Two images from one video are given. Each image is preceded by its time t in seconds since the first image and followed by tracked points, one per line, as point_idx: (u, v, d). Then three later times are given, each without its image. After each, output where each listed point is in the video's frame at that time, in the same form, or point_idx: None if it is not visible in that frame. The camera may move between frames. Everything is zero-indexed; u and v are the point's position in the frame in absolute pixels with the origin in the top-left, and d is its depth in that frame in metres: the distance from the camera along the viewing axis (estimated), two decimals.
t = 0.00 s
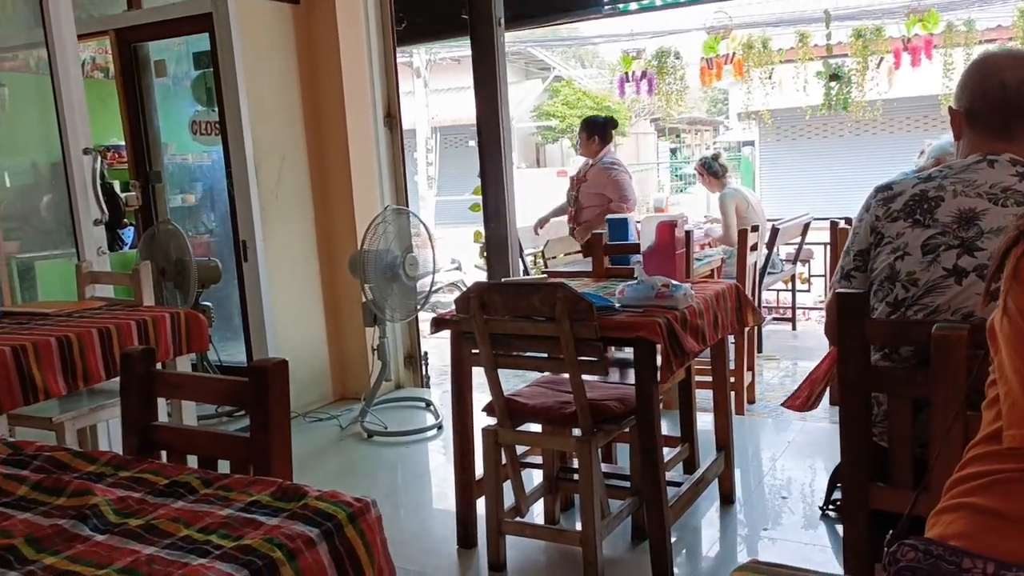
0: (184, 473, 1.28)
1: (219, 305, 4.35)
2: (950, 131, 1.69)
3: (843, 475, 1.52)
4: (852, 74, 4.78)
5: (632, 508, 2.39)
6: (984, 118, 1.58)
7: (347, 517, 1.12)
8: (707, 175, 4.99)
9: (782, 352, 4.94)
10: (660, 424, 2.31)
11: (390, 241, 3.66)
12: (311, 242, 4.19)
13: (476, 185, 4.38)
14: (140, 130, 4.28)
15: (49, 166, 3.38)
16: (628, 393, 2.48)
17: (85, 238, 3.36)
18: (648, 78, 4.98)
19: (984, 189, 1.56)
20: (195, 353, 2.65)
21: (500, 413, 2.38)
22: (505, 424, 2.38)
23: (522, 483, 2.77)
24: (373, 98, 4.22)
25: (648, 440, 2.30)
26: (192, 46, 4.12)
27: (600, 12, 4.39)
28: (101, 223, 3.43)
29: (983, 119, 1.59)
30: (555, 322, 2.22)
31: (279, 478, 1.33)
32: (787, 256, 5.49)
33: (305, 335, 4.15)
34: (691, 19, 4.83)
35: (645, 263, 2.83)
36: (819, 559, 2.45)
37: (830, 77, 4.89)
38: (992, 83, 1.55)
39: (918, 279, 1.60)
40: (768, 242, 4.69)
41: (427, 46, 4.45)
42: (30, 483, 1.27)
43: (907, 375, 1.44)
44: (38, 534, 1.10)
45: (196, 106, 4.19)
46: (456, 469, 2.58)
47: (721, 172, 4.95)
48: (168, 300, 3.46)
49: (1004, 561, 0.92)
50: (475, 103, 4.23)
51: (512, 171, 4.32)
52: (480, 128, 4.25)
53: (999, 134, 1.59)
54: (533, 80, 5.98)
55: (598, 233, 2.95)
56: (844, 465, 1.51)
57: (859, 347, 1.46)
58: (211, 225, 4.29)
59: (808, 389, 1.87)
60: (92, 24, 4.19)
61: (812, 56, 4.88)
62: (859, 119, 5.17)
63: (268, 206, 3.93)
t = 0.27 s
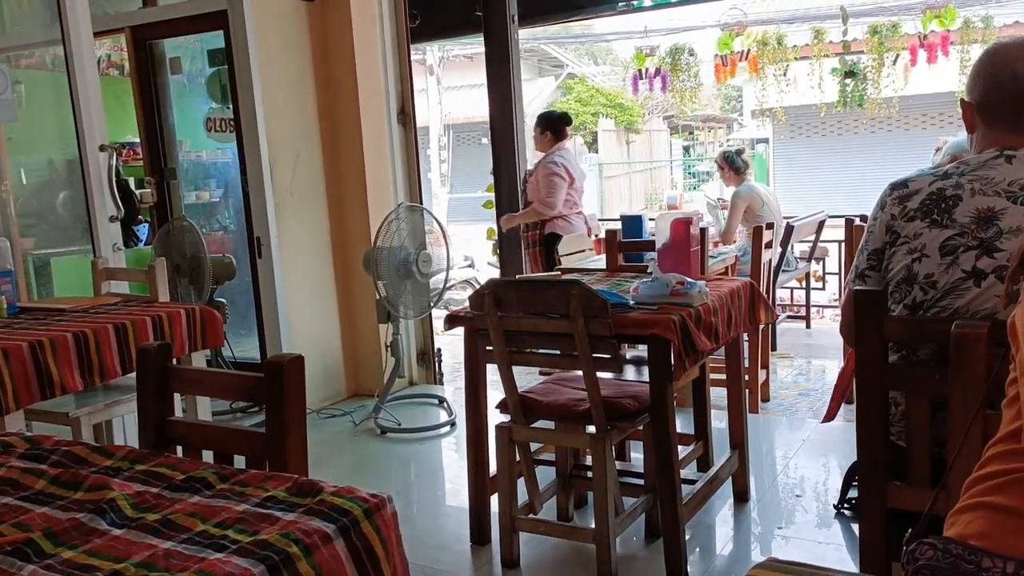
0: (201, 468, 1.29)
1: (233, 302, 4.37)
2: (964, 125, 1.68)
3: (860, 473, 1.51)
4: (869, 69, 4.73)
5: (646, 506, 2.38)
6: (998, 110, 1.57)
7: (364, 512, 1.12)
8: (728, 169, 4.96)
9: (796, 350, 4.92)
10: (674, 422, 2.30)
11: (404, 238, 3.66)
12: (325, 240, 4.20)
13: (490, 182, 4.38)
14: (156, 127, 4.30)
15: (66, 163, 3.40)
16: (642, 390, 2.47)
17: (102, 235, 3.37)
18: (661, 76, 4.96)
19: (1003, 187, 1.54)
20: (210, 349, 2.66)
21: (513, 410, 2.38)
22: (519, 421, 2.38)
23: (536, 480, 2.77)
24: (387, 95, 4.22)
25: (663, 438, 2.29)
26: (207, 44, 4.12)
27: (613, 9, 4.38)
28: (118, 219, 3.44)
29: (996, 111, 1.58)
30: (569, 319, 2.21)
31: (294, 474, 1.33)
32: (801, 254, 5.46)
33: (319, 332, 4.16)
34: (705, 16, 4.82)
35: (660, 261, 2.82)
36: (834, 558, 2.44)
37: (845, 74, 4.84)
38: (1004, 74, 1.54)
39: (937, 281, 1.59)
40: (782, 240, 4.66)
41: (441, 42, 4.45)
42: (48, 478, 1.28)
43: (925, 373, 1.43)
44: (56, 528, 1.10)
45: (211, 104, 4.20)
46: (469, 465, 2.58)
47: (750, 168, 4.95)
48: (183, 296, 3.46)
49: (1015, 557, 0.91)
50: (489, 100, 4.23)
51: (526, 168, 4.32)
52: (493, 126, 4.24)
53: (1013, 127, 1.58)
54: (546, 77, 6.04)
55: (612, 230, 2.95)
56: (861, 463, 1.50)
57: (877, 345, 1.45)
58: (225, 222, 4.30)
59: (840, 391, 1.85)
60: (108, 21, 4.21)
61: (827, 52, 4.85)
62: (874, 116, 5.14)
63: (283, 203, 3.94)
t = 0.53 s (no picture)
0: (203, 469, 1.29)
1: (237, 302, 4.38)
2: (959, 126, 1.68)
3: (863, 475, 1.50)
4: (875, 69, 4.70)
5: (648, 507, 2.38)
6: (991, 109, 1.57)
7: (365, 514, 1.12)
8: (743, 166, 4.91)
9: (799, 350, 4.92)
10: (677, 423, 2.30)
11: (407, 238, 3.66)
12: (328, 240, 4.20)
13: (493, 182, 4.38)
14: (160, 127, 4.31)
15: (70, 163, 3.41)
16: (645, 391, 2.47)
17: (105, 235, 3.38)
18: (664, 76, 4.90)
19: (998, 190, 1.54)
20: (213, 348, 2.67)
21: (516, 411, 2.38)
22: (521, 421, 2.38)
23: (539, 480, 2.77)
24: (390, 95, 4.22)
25: (665, 439, 2.29)
26: (210, 43, 4.13)
27: (617, 9, 4.37)
28: (121, 219, 3.45)
29: (989, 109, 1.57)
30: (572, 320, 2.21)
31: (296, 474, 1.33)
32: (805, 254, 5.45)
33: (322, 332, 4.16)
34: (709, 16, 4.82)
35: (663, 261, 2.81)
36: (837, 560, 2.44)
37: (851, 74, 4.79)
38: (996, 72, 1.54)
39: (933, 287, 1.58)
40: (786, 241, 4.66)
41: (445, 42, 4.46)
42: (52, 478, 1.28)
43: (928, 376, 1.42)
44: (59, 529, 1.10)
45: (214, 104, 4.20)
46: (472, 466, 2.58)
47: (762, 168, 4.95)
48: (186, 296, 3.46)
49: (1018, 560, 0.91)
50: (492, 100, 4.23)
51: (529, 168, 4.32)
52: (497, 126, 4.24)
53: (1008, 126, 1.57)
54: (549, 77, 6.31)
55: (616, 231, 2.95)
56: (864, 466, 1.50)
57: (879, 347, 1.44)
58: (229, 222, 4.30)
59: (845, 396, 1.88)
60: (113, 21, 4.22)
61: (831, 52, 4.83)
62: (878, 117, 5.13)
63: (286, 203, 3.95)
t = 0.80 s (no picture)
0: (206, 469, 1.29)
1: (239, 302, 4.38)
2: (952, 128, 1.69)
3: (864, 476, 1.51)
4: (876, 72, 4.75)
5: (650, 507, 2.38)
6: (980, 112, 1.58)
7: (368, 514, 1.12)
8: (740, 166, 4.92)
9: (801, 351, 4.92)
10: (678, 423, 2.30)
11: (409, 239, 3.66)
12: (330, 240, 4.21)
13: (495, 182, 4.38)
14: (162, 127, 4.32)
15: (72, 164, 3.42)
16: (647, 392, 2.47)
17: (108, 235, 3.39)
18: (667, 76, 4.89)
19: (990, 194, 1.54)
20: (216, 348, 2.67)
21: (518, 411, 2.38)
22: (523, 422, 2.38)
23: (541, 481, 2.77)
24: (392, 96, 4.22)
25: (667, 440, 2.29)
26: (213, 44, 4.13)
27: (619, 10, 4.38)
28: (124, 220, 3.46)
29: (980, 112, 1.58)
30: (574, 321, 2.22)
31: (299, 474, 1.34)
32: (807, 255, 5.46)
33: (324, 333, 4.17)
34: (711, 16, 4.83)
35: (665, 262, 2.82)
36: (839, 560, 2.44)
37: (853, 75, 4.87)
38: (985, 76, 1.55)
39: (928, 293, 1.58)
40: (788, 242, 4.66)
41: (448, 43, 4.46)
42: (56, 478, 1.28)
43: (929, 377, 1.43)
44: (63, 528, 1.11)
45: (217, 104, 4.21)
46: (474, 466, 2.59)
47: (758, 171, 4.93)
48: (188, 296, 3.47)
49: (1017, 560, 0.91)
50: (494, 102, 4.23)
51: (531, 169, 4.32)
52: (499, 127, 4.25)
53: (998, 128, 1.58)
54: (552, 77, 6.23)
55: (618, 231, 2.95)
56: (865, 467, 1.50)
57: (881, 348, 1.44)
58: (231, 222, 4.31)
59: (824, 386, 1.90)
60: (117, 22, 4.23)
61: (834, 53, 4.84)
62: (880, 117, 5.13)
63: (289, 204, 3.95)
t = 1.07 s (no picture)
0: (208, 466, 1.29)
1: (242, 300, 4.39)
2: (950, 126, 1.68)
3: (866, 475, 1.51)
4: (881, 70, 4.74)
5: (652, 506, 2.38)
6: (974, 111, 1.57)
7: (369, 511, 1.12)
8: (735, 166, 4.92)
9: (804, 350, 4.91)
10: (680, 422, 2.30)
11: (412, 237, 3.66)
12: (333, 238, 4.21)
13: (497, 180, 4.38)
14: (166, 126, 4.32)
15: (76, 162, 3.43)
16: (650, 390, 2.47)
17: (111, 233, 3.39)
18: (670, 75, 4.89)
19: (984, 193, 1.53)
20: (218, 347, 2.67)
21: (520, 409, 2.38)
22: (525, 420, 2.38)
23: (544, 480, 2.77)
24: (394, 94, 4.22)
25: (669, 438, 2.29)
26: (216, 43, 4.14)
27: (622, 9, 4.38)
28: (127, 218, 3.47)
29: (974, 112, 1.58)
30: (576, 319, 2.21)
31: (300, 472, 1.33)
32: (810, 254, 5.45)
33: (327, 331, 4.17)
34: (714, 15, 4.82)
35: (667, 260, 2.81)
36: (842, 559, 2.44)
37: (856, 73, 4.86)
38: (978, 75, 1.55)
39: (925, 293, 1.58)
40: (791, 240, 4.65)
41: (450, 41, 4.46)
42: (58, 475, 1.29)
43: (932, 375, 1.42)
44: (65, 525, 1.11)
45: (220, 103, 4.21)
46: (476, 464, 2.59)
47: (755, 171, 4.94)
48: (191, 294, 3.47)
49: (1013, 557, 0.93)
50: (496, 100, 4.23)
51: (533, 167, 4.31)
52: (501, 126, 4.24)
53: (993, 127, 1.57)
54: (555, 77, 6.20)
55: (620, 230, 2.95)
56: (867, 465, 1.50)
57: (883, 346, 1.44)
58: (234, 221, 4.31)
59: (834, 389, 1.89)
60: (120, 20, 4.24)
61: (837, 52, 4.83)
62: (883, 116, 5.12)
63: (292, 202, 3.96)
